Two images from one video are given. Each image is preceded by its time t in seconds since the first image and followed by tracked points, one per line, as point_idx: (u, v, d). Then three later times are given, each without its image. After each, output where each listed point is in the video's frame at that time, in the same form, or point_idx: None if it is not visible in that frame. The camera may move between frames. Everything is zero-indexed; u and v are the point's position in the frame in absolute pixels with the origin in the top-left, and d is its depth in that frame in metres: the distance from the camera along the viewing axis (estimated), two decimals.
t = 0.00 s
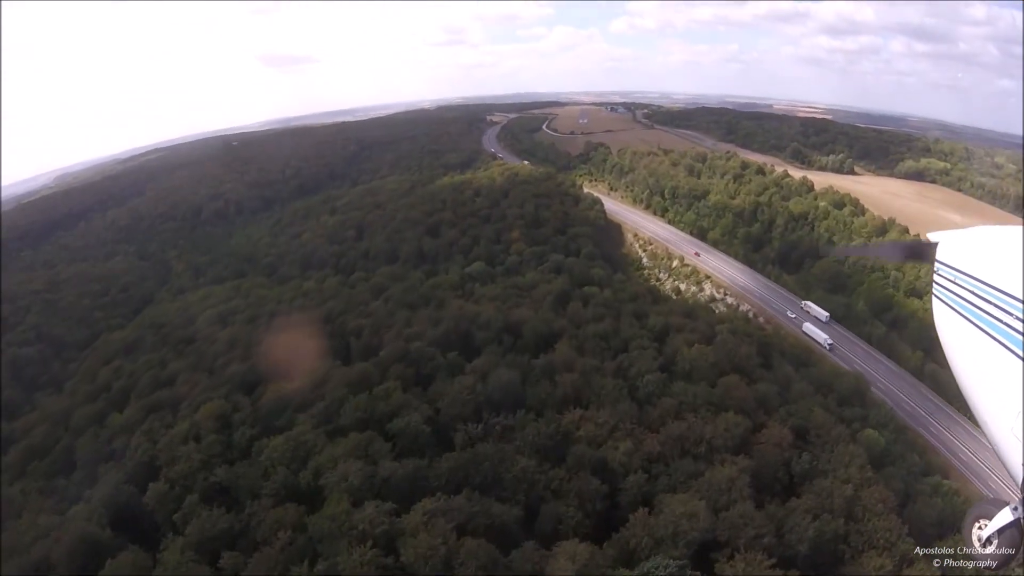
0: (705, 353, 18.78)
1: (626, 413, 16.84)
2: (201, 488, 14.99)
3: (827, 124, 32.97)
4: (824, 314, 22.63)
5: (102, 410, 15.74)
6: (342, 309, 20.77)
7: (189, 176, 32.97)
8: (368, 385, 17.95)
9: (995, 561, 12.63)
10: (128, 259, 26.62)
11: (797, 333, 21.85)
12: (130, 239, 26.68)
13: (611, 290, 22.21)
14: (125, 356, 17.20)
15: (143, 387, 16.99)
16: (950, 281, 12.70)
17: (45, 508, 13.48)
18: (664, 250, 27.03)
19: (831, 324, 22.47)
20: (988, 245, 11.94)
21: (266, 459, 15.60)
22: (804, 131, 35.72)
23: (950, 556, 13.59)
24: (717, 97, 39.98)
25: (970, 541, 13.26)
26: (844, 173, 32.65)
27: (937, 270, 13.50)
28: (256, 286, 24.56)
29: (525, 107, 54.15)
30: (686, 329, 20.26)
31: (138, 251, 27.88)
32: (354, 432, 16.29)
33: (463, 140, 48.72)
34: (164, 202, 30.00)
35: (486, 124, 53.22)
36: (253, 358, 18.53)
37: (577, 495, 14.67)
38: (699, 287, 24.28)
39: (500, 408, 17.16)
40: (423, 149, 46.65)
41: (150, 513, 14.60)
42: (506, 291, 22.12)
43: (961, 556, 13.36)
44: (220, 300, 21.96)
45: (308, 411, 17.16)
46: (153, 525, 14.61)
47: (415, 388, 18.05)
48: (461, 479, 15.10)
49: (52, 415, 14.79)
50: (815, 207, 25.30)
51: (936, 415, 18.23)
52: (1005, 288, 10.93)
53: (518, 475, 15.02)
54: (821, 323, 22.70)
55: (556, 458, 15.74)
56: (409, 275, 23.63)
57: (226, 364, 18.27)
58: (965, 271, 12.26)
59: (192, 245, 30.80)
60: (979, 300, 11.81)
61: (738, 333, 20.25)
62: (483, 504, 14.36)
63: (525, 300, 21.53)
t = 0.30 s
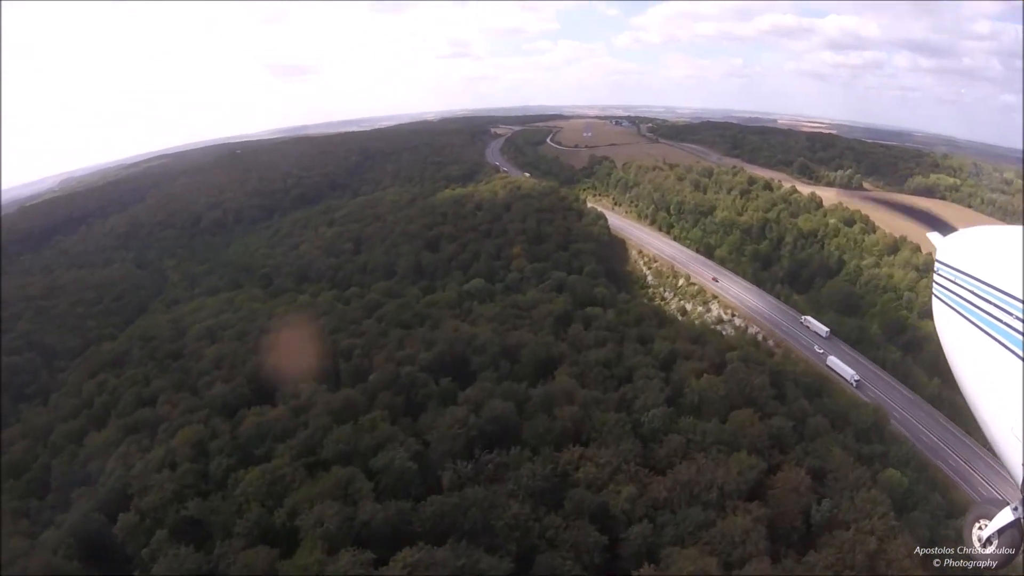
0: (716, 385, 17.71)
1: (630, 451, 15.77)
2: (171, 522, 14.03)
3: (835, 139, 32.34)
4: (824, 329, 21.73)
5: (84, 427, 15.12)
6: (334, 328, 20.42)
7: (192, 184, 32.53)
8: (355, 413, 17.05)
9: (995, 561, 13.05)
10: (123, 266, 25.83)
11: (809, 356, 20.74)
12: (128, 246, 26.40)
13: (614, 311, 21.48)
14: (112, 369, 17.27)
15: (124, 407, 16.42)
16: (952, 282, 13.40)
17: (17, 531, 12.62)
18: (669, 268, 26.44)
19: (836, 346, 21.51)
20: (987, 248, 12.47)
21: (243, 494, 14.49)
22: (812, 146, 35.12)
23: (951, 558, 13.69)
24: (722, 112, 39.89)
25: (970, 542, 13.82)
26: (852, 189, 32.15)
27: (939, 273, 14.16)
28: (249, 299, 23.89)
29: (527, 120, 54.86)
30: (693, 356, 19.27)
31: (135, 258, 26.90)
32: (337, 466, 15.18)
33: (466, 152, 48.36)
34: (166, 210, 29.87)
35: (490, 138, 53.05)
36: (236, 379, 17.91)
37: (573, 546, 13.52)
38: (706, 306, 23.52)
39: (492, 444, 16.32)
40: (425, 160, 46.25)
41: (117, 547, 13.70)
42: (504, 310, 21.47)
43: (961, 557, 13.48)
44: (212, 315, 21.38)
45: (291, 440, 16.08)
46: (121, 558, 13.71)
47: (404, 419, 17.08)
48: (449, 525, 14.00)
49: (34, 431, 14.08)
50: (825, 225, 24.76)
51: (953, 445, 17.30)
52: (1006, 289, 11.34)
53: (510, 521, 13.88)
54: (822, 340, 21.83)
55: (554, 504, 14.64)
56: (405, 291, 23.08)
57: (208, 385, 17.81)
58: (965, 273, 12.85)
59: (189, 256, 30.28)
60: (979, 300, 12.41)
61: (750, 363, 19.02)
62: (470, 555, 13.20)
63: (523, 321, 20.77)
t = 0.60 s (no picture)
0: (719, 427, 16.76)
1: (623, 499, 14.67)
2: (127, 552, 13.36)
3: (839, 164, 31.92)
4: (816, 353, 21.62)
5: (52, 436, 14.16)
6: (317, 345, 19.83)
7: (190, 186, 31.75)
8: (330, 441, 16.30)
9: (995, 561, 13.13)
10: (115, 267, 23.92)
11: (809, 386, 20.13)
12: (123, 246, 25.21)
13: (608, 337, 20.81)
14: (87, 375, 16.19)
15: (91, 419, 15.28)
16: (952, 283, 14.10)
17: None
18: (669, 291, 25.94)
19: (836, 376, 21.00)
20: (986, 250, 13.12)
21: (203, 526, 13.69)
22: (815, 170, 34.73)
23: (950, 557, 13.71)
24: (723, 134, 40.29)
25: (970, 542, 13.96)
26: (856, 215, 31.17)
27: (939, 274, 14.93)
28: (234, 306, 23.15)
29: (528, 133, 55.73)
30: (692, 392, 18.35)
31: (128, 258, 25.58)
32: (306, 501, 14.38)
33: (466, 165, 48.08)
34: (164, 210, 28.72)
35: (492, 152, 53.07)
36: (210, 395, 17.16)
37: None
38: (705, 333, 23.00)
39: (472, 483, 15.28)
40: (424, 173, 45.83)
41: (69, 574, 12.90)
42: (495, 332, 20.78)
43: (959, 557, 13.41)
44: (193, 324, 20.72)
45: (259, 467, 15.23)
46: None
47: (382, 449, 16.26)
48: None
49: None
50: (830, 251, 24.00)
51: (962, 490, 16.28)
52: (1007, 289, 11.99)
53: None
54: (813, 362, 21.71)
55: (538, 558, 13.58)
56: (394, 308, 22.42)
57: (182, 399, 16.93)
58: (965, 274, 13.56)
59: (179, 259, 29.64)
60: (981, 301, 13.09)
61: (755, 402, 17.98)
62: None
63: (514, 344, 20.11)
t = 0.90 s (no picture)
0: (720, 465, 14.73)
1: (618, 546, 12.68)
2: None
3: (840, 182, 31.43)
4: (807, 369, 21.29)
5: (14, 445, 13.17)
6: (297, 360, 19.20)
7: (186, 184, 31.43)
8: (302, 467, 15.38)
9: (996, 561, 11.97)
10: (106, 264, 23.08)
11: (810, 413, 19.50)
12: (116, 242, 24.57)
13: (603, 357, 20.09)
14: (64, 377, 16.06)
15: (61, 426, 14.06)
16: (951, 282, 13.01)
17: None
18: (666, 308, 25.83)
19: (835, 402, 20.29)
20: (986, 248, 12.19)
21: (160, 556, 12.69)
22: (817, 188, 34.19)
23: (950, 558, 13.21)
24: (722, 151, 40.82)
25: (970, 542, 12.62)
26: (858, 234, 30.95)
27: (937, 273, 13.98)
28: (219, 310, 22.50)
29: (528, 144, 56.32)
30: (691, 423, 16.79)
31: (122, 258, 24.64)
32: (269, 532, 13.31)
33: (464, 172, 47.69)
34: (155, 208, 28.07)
35: (492, 162, 53.01)
36: (182, 408, 16.40)
37: None
38: (704, 354, 22.72)
39: (451, 520, 14.03)
40: (422, 178, 45.31)
41: None
42: (484, 348, 20.06)
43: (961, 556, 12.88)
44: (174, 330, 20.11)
45: (224, 492, 14.32)
46: None
47: (357, 477, 15.33)
48: None
49: None
50: (833, 272, 23.43)
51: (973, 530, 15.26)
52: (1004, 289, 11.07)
53: None
54: (806, 381, 21.23)
55: None
56: (381, 320, 21.74)
57: (153, 411, 16.12)
58: (966, 273, 12.57)
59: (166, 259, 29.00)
60: (981, 301, 11.98)
61: (757, 435, 16.15)
62: None
63: (504, 361, 19.42)
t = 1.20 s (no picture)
0: (740, 488, 13.93)
1: None
2: None
3: (843, 175, 30.80)
4: (810, 363, 21.02)
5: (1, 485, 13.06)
6: (290, 384, 18.46)
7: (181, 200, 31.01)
8: (290, 506, 14.46)
9: (996, 561, 11.55)
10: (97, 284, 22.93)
11: (828, 419, 18.75)
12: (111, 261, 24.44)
13: (609, 369, 19.38)
14: (52, 408, 15.71)
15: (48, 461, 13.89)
16: (951, 283, 13.21)
17: None
18: (671, 311, 25.18)
19: (852, 405, 19.56)
20: (987, 250, 12.14)
21: None
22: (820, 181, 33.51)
23: (950, 558, 12.45)
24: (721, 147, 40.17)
25: (970, 540, 12.24)
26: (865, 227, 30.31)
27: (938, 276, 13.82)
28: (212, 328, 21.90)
29: (525, 148, 56.06)
30: (707, 442, 16.02)
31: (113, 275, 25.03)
32: None
33: (460, 178, 47.25)
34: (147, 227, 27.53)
35: (490, 166, 52.75)
36: (168, 440, 15.71)
37: None
38: (714, 359, 22.04)
39: (450, 562, 13.21)
40: (419, 186, 44.86)
41: None
42: (484, 364, 19.40)
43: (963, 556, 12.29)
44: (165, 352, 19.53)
45: (211, 531, 13.43)
46: None
47: (349, 514, 14.40)
48: None
49: None
50: (841, 267, 22.45)
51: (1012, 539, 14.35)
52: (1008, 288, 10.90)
53: None
54: (806, 373, 21.12)
55: None
56: (378, 335, 21.11)
57: (139, 442, 15.67)
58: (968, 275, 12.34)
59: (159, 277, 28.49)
60: (980, 301, 12.21)
61: (777, 452, 15.38)
62: None
63: (504, 378, 18.71)
